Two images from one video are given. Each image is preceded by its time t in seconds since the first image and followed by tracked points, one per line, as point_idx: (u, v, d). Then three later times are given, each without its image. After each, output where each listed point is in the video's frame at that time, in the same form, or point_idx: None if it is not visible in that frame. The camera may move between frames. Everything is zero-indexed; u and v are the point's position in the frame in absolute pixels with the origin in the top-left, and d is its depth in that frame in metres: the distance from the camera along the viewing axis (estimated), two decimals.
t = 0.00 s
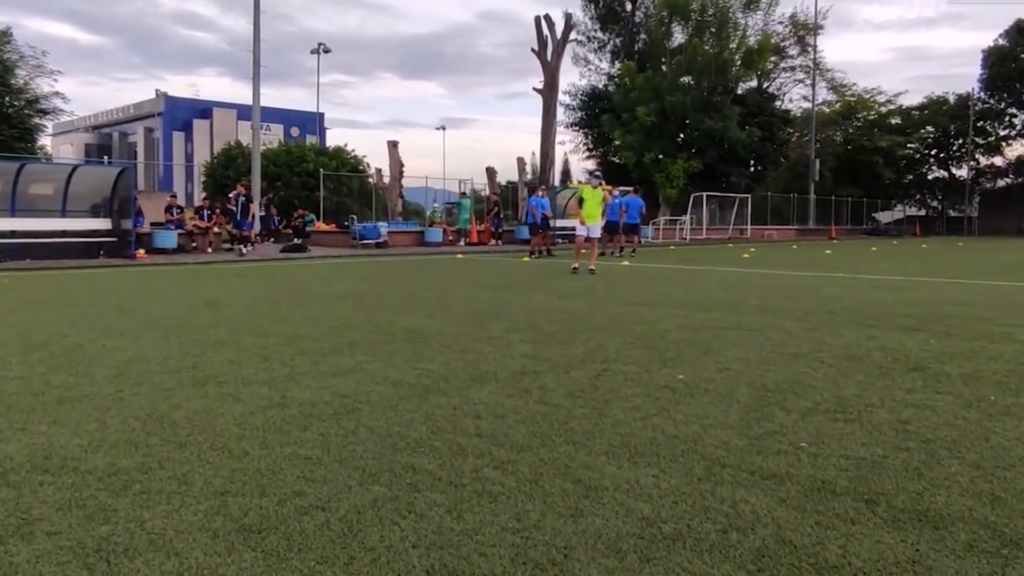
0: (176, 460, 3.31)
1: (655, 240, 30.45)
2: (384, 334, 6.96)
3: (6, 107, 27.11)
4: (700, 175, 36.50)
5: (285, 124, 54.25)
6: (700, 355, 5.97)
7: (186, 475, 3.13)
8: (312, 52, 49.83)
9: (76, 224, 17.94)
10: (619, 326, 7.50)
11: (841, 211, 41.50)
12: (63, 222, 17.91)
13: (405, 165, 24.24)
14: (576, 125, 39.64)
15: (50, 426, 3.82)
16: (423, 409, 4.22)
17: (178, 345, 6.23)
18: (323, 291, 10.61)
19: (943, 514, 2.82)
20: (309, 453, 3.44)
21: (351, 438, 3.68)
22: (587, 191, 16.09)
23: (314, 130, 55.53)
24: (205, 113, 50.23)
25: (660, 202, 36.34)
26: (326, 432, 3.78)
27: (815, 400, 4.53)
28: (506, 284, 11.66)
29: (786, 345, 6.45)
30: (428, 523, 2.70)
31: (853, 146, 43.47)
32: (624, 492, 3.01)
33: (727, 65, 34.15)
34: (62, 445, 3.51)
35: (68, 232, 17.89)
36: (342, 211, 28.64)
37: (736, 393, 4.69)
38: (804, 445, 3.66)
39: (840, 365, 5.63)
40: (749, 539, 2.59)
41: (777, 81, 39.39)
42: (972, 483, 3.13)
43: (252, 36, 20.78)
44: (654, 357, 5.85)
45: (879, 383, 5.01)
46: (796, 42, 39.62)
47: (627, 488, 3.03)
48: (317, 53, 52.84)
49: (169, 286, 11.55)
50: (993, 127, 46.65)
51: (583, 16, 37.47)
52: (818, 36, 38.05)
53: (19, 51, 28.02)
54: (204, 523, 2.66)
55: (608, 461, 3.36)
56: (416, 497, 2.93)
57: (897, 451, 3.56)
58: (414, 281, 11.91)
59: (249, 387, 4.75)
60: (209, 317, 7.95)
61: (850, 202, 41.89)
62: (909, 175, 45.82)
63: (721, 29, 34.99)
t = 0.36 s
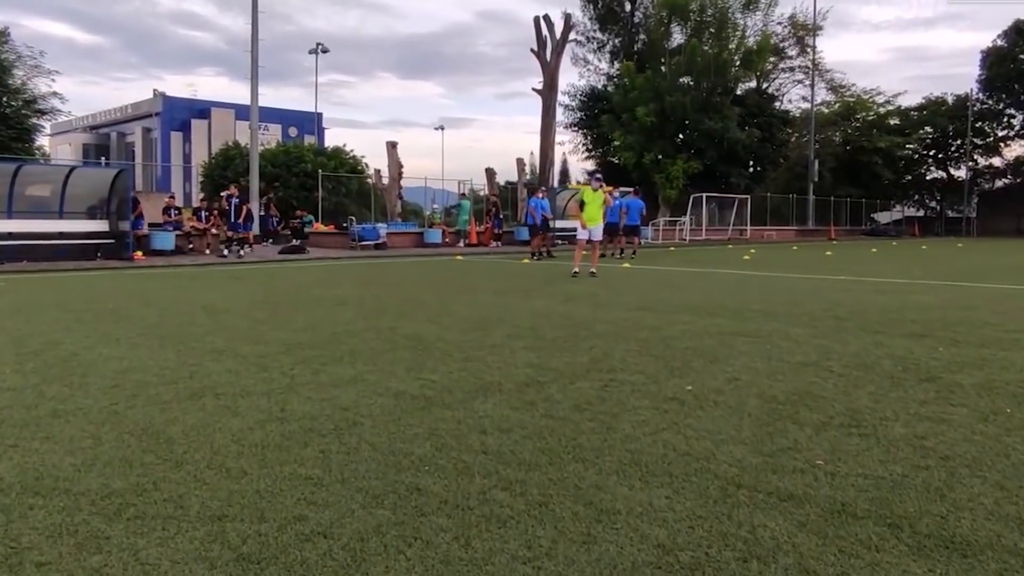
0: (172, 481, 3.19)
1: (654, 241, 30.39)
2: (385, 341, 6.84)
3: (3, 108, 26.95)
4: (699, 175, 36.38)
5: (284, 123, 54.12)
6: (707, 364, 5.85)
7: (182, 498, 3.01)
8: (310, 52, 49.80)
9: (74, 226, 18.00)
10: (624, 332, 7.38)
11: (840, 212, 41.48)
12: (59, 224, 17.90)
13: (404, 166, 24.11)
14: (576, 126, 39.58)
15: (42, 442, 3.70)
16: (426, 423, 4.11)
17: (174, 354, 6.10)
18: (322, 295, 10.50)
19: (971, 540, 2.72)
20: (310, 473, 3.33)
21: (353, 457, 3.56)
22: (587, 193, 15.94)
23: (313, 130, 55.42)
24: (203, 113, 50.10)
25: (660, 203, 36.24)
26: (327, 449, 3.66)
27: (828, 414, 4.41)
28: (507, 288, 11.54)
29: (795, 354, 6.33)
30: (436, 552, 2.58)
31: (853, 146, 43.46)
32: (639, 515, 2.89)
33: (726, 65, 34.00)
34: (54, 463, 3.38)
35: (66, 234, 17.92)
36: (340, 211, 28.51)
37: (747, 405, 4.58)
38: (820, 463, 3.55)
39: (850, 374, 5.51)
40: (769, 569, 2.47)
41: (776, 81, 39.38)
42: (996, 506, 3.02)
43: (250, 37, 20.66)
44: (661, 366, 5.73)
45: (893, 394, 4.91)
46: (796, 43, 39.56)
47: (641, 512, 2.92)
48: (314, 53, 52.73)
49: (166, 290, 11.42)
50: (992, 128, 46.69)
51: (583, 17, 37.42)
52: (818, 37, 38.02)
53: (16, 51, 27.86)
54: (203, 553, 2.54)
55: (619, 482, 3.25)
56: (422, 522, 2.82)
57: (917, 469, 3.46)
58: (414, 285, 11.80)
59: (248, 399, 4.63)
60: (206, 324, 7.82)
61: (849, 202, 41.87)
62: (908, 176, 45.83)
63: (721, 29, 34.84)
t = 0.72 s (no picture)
0: (169, 509, 3.06)
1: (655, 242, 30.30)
2: (386, 351, 6.71)
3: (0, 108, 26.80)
4: (700, 176, 36.22)
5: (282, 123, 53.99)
6: (715, 376, 5.71)
7: (180, 528, 2.88)
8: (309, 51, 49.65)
9: (71, 228, 17.74)
10: (630, 341, 7.26)
11: (841, 212, 41.42)
12: (56, 227, 17.64)
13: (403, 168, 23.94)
14: (575, 125, 39.47)
15: (31, 465, 3.55)
16: (430, 442, 3.98)
17: (170, 366, 5.96)
18: (321, 301, 10.37)
19: None
20: (312, 500, 3.21)
21: (355, 481, 3.43)
22: (588, 196, 15.78)
23: (311, 130, 55.29)
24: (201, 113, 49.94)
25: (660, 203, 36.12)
26: (329, 472, 3.53)
27: (843, 431, 4.29)
28: (508, 293, 11.41)
29: (805, 364, 6.21)
30: None
31: (853, 146, 43.38)
32: (656, 547, 2.77)
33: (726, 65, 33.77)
34: (45, 489, 3.25)
35: (62, 236, 17.68)
36: (339, 212, 28.35)
37: (761, 422, 4.45)
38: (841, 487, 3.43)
39: (862, 387, 5.39)
40: None
41: (777, 81, 39.30)
42: None
43: (248, 37, 20.53)
44: (669, 378, 5.60)
45: (910, 409, 4.77)
46: (796, 42, 39.42)
47: (658, 544, 2.80)
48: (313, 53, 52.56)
49: (163, 295, 11.29)
50: (991, 127, 46.64)
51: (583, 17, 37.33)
52: (818, 36, 37.90)
53: (13, 51, 27.71)
54: None
55: (634, 509, 3.13)
56: (430, 556, 2.69)
57: (942, 494, 3.33)
58: (414, 291, 11.66)
59: (247, 416, 4.49)
60: (203, 332, 7.67)
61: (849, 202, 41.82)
62: (908, 175, 45.78)
63: (720, 28, 34.62)
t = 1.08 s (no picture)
0: (161, 542, 2.92)
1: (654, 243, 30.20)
2: (386, 361, 6.56)
3: None
4: (700, 176, 36.05)
5: (280, 123, 53.83)
6: (725, 388, 5.57)
7: (173, 563, 2.74)
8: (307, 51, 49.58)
9: (67, 230, 17.66)
10: (636, 349, 7.12)
11: (840, 212, 41.34)
12: (50, 228, 17.52)
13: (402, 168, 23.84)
14: (574, 126, 39.38)
15: (20, 490, 3.41)
16: (436, 464, 3.84)
17: (165, 377, 5.81)
18: (320, 307, 10.24)
19: None
20: (312, 529, 3.06)
21: (358, 507, 3.29)
22: (589, 199, 15.62)
23: (309, 130, 55.15)
24: (199, 113, 49.75)
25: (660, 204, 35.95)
26: (331, 497, 3.40)
27: (862, 449, 4.16)
28: (510, 298, 11.27)
29: (816, 376, 6.07)
30: None
31: (852, 146, 43.29)
32: None
33: (726, 65, 33.62)
34: (32, 517, 3.11)
35: (58, 238, 17.62)
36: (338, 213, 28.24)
37: (776, 440, 4.31)
38: (864, 513, 3.30)
39: (877, 401, 5.25)
40: None
41: (776, 81, 39.19)
42: None
43: (245, 37, 20.39)
44: (677, 391, 5.47)
45: (927, 425, 4.64)
46: (796, 42, 39.32)
47: None
48: (311, 52, 52.40)
49: (160, 300, 11.16)
50: (991, 127, 46.59)
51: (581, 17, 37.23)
52: (818, 36, 37.79)
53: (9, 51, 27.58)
54: None
55: (649, 541, 2.98)
56: None
57: (970, 523, 3.19)
58: (415, 295, 11.54)
59: (245, 433, 4.35)
60: (200, 341, 7.52)
61: (848, 202, 41.75)
62: (907, 175, 45.71)
63: (720, 28, 34.41)
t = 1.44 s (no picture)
0: None
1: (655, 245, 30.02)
2: (390, 372, 6.36)
3: None
4: (700, 177, 35.83)
5: (278, 124, 53.60)
6: (741, 402, 5.38)
7: None
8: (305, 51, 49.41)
9: (62, 233, 17.36)
10: (646, 359, 6.92)
11: (841, 213, 41.18)
12: (44, 232, 17.24)
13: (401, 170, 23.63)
14: (573, 126, 39.19)
15: (4, 520, 3.22)
16: (445, 487, 3.65)
17: (161, 391, 5.61)
18: (319, 313, 10.04)
19: None
20: (317, 564, 2.87)
21: (365, 537, 3.11)
22: (592, 202, 15.43)
23: (308, 130, 54.96)
24: (196, 113, 49.51)
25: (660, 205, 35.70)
26: (336, 527, 3.21)
27: (891, 469, 3.97)
28: (513, 303, 11.07)
29: (835, 388, 5.88)
30: None
31: (852, 147, 43.14)
32: None
33: (726, 66, 33.46)
34: (15, 553, 2.91)
35: (53, 241, 17.33)
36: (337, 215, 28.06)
37: (799, 459, 4.12)
38: (900, 543, 3.12)
39: (901, 415, 5.06)
40: None
41: (777, 82, 39.02)
42: None
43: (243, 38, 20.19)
44: (693, 404, 5.28)
45: (955, 442, 4.46)
46: (796, 42, 39.16)
47: None
48: (309, 53, 52.18)
49: (156, 305, 10.95)
50: (991, 127, 46.46)
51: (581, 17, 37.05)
52: (819, 36, 37.62)
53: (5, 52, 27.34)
54: None
55: None
56: None
57: (1014, 555, 3.01)
58: (416, 301, 11.34)
59: (245, 452, 4.16)
60: (197, 351, 7.32)
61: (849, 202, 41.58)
62: (908, 176, 45.57)
63: (720, 29, 34.21)
